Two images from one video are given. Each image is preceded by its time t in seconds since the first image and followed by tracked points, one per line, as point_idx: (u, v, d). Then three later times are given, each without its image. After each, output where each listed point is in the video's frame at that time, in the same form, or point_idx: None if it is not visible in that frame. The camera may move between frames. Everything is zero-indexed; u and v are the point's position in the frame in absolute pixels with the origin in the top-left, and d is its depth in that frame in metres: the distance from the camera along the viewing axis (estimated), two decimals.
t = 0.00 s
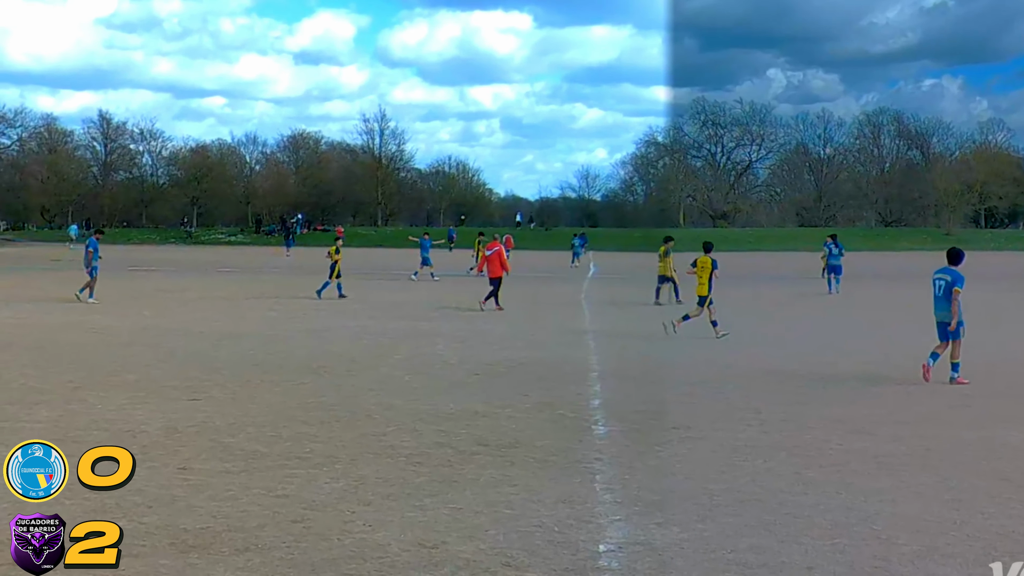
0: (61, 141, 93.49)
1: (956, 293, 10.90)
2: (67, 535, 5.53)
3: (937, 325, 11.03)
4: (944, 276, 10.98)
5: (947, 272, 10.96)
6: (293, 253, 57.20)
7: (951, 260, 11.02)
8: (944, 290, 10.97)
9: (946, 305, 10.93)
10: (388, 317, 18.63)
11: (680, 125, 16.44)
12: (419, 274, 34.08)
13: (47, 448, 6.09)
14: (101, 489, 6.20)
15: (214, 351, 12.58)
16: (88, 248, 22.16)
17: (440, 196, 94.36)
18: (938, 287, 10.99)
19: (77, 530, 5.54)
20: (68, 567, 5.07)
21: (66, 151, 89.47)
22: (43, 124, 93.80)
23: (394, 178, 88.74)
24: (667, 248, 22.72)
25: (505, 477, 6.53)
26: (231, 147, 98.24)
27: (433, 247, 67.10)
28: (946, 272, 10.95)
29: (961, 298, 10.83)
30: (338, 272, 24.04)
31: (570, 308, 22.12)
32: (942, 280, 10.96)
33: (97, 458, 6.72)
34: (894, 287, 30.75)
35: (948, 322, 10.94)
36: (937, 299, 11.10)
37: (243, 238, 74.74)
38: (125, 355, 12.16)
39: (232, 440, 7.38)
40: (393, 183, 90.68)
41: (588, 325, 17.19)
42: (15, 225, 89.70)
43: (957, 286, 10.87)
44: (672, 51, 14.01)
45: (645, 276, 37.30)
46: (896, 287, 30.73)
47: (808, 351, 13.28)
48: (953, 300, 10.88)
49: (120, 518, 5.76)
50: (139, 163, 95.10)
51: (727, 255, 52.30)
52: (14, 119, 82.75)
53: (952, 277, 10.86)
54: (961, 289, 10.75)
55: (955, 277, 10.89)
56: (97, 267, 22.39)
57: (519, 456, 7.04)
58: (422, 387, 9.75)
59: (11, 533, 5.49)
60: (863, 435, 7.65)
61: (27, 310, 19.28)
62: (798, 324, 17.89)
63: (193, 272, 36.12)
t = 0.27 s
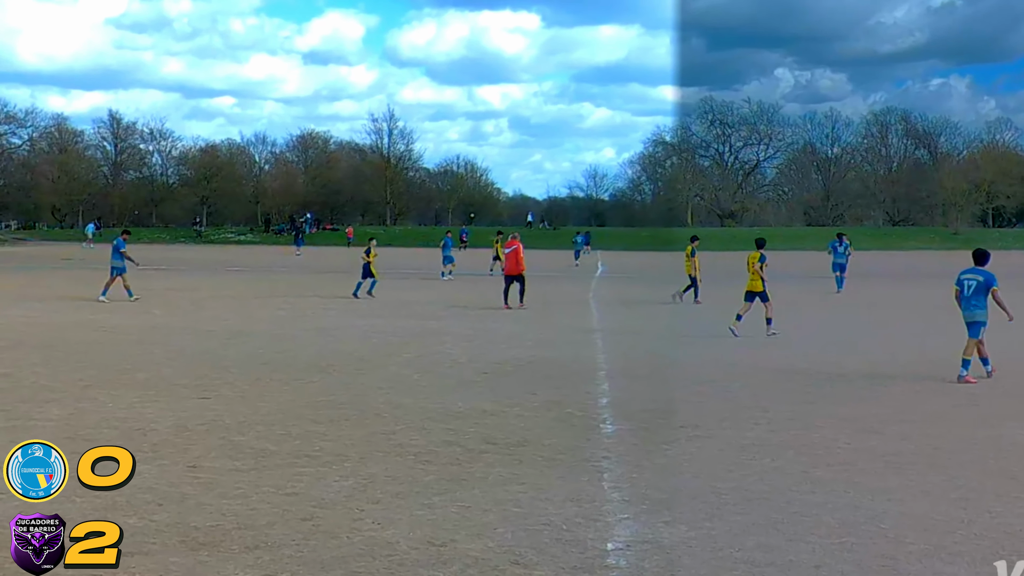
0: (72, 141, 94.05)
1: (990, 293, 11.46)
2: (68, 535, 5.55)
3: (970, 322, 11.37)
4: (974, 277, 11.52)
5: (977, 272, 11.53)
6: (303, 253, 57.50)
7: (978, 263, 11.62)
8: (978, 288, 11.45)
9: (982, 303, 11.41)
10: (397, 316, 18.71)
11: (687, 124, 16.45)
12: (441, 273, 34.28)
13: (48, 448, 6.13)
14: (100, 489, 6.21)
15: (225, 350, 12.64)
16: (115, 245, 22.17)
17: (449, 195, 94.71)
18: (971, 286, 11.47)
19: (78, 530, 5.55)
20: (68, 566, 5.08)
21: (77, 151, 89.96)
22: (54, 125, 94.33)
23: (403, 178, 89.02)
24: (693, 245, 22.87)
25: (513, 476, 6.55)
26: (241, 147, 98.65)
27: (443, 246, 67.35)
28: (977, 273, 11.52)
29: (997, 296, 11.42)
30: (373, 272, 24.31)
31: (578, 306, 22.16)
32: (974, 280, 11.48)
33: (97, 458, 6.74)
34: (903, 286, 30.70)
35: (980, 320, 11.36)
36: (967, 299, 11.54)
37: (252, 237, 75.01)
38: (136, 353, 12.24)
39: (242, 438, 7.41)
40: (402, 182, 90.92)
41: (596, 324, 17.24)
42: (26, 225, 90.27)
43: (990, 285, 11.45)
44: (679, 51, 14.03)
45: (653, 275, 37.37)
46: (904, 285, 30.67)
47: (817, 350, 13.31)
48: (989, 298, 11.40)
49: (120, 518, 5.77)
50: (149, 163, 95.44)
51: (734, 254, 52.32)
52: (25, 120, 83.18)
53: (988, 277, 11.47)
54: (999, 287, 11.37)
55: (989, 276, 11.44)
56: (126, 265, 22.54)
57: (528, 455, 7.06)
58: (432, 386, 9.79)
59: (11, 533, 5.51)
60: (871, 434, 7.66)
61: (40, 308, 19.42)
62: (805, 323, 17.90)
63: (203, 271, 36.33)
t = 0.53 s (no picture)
0: (79, 140, 94.05)
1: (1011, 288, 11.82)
2: (68, 535, 5.52)
3: (997, 320, 11.77)
4: (995, 273, 11.88)
5: (998, 268, 11.88)
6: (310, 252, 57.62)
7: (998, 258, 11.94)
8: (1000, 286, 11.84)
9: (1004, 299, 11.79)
10: (404, 315, 18.77)
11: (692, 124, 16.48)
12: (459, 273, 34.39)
13: (48, 448, 6.10)
14: (101, 488, 6.21)
15: (231, 349, 12.67)
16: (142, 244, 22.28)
17: (455, 195, 95.00)
18: (995, 284, 11.83)
19: (78, 530, 5.52)
20: (67, 568, 5.06)
21: (84, 151, 90.14)
22: (61, 124, 94.33)
23: (409, 177, 89.27)
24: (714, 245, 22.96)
25: (518, 474, 6.57)
26: (247, 146, 98.65)
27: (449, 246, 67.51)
28: (998, 270, 11.87)
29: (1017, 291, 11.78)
30: (403, 272, 24.44)
31: (582, 305, 22.18)
32: (995, 277, 11.85)
33: (98, 458, 6.72)
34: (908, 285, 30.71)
35: (1005, 317, 11.76)
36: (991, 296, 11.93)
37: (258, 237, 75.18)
38: (143, 352, 12.28)
39: (248, 437, 7.43)
40: (408, 182, 91.19)
41: (602, 323, 17.26)
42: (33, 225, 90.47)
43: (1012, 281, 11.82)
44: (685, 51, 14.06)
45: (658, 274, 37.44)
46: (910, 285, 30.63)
47: (822, 349, 13.37)
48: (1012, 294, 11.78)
49: (121, 518, 5.76)
50: (156, 162, 95.27)
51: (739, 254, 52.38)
52: (32, 119, 83.07)
53: (1008, 273, 11.80)
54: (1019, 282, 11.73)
55: (1012, 272, 11.77)
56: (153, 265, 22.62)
57: (533, 454, 7.09)
58: (437, 385, 9.83)
59: (13, 533, 5.50)
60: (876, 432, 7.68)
61: (48, 307, 19.50)
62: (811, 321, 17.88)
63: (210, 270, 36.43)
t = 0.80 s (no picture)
0: (84, 140, 94.28)
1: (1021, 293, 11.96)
2: (68, 535, 5.52)
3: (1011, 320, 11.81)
4: (1012, 274, 11.96)
5: (1017, 270, 11.95)
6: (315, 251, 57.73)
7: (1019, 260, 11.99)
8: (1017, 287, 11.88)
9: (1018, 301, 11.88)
10: (407, 314, 18.82)
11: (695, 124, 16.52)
12: (476, 273, 34.57)
13: (47, 448, 6.07)
14: (101, 488, 6.19)
15: (236, 348, 12.70)
16: (162, 245, 22.37)
17: (459, 194, 95.27)
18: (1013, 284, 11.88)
19: (78, 530, 5.52)
20: (68, 568, 5.05)
21: (89, 150, 90.30)
22: (67, 124, 94.57)
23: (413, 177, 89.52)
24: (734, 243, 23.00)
25: (521, 472, 6.59)
26: (252, 145, 98.88)
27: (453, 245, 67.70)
28: (1015, 270, 11.95)
29: None
30: (430, 272, 24.49)
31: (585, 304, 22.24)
32: (1014, 278, 11.92)
33: (98, 458, 6.71)
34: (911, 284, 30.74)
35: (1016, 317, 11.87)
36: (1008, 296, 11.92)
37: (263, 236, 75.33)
38: (147, 351, 12.30)
39: (253, 435, 7.45)
40: (412, 181, 91.54)
41: (605, 322, 17.31)
42: (39, 225, 90.60)
43: None
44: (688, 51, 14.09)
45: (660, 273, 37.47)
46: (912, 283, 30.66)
47: (826, 347, 13.40)
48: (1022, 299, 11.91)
49: (121, 518, 5.76)
50: (162, 162, 95.43)
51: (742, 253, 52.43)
52: (37, 118, 83.22)
53: None
54: None
55: None
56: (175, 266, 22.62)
57: (537, 452, 7.11)
58: (441, 383, 9.85)
59: (13, 533, 5.49)
60: (879, 431, 7.70)
61: (55, 306, 19.56)
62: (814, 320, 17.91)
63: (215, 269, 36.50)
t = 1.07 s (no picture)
0: (87, 140, 94.33)
1: None
2: (68, 535, 5.50)
3: None
4: None
5: None
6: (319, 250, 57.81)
7: None
8: None
9: None
10: (410, 313, 18.85)
11: (697, 123, 16.53)
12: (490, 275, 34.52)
13: (47, 447, 6.03)
14: (101, 489, 6.17)
15: (239, 346, 12.74)
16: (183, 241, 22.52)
17: (461, 193, 95.37)
18: None
19: (78, 530, 5.50)
20: (69, 567, 5.05)
21: (93, 150, 90.51)
22: (70, 124, 94.63)
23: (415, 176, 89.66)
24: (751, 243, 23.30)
25: (524, 471, 6.61)
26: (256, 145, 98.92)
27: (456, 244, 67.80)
28: None
29: None
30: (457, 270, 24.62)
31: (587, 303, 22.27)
32: None
33: (98, 458, 6.68)
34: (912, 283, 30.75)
35: None
36: None
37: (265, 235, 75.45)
38: (151, 350, 12.33)
39: (255, 434, 7.47)
40: (415, 180, 91.69)
41: (606, 321, 17.34)
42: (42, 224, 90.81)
43: None
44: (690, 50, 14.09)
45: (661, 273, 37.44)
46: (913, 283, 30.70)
47: (828, 346, 13.42)
48: None
49: (121, 518, 5.75)
50: (165, 162, 95.60)
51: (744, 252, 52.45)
52: (41, 118, 83.43)
53: None
54: None
55: None
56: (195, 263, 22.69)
57: (539, 451, 7.13)
58: (444, 382, 9.87)
59: (13, 533, 5.47)
60: (880, 430, 7.71)
61: (59, 305, 19.62)
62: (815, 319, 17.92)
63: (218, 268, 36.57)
